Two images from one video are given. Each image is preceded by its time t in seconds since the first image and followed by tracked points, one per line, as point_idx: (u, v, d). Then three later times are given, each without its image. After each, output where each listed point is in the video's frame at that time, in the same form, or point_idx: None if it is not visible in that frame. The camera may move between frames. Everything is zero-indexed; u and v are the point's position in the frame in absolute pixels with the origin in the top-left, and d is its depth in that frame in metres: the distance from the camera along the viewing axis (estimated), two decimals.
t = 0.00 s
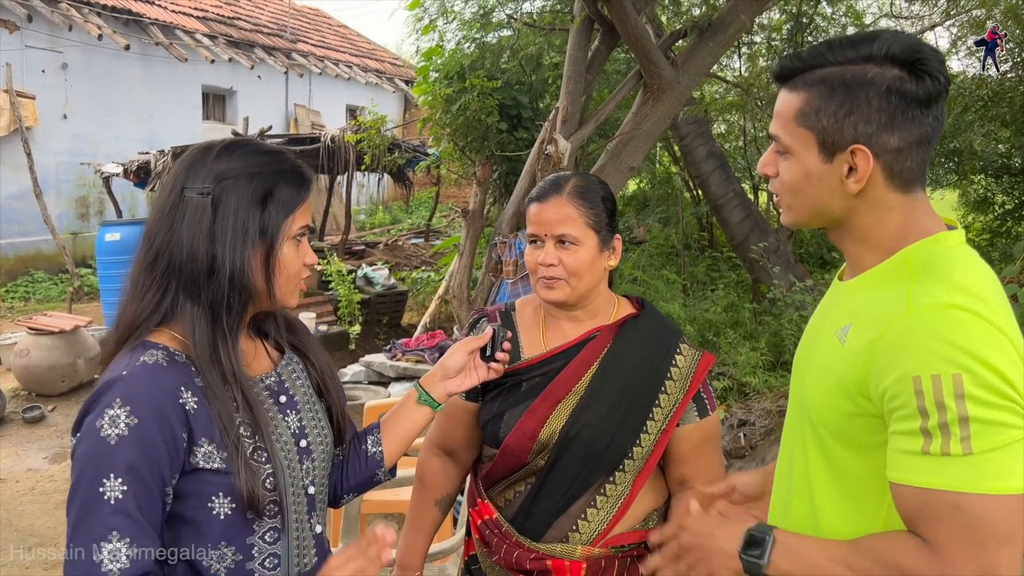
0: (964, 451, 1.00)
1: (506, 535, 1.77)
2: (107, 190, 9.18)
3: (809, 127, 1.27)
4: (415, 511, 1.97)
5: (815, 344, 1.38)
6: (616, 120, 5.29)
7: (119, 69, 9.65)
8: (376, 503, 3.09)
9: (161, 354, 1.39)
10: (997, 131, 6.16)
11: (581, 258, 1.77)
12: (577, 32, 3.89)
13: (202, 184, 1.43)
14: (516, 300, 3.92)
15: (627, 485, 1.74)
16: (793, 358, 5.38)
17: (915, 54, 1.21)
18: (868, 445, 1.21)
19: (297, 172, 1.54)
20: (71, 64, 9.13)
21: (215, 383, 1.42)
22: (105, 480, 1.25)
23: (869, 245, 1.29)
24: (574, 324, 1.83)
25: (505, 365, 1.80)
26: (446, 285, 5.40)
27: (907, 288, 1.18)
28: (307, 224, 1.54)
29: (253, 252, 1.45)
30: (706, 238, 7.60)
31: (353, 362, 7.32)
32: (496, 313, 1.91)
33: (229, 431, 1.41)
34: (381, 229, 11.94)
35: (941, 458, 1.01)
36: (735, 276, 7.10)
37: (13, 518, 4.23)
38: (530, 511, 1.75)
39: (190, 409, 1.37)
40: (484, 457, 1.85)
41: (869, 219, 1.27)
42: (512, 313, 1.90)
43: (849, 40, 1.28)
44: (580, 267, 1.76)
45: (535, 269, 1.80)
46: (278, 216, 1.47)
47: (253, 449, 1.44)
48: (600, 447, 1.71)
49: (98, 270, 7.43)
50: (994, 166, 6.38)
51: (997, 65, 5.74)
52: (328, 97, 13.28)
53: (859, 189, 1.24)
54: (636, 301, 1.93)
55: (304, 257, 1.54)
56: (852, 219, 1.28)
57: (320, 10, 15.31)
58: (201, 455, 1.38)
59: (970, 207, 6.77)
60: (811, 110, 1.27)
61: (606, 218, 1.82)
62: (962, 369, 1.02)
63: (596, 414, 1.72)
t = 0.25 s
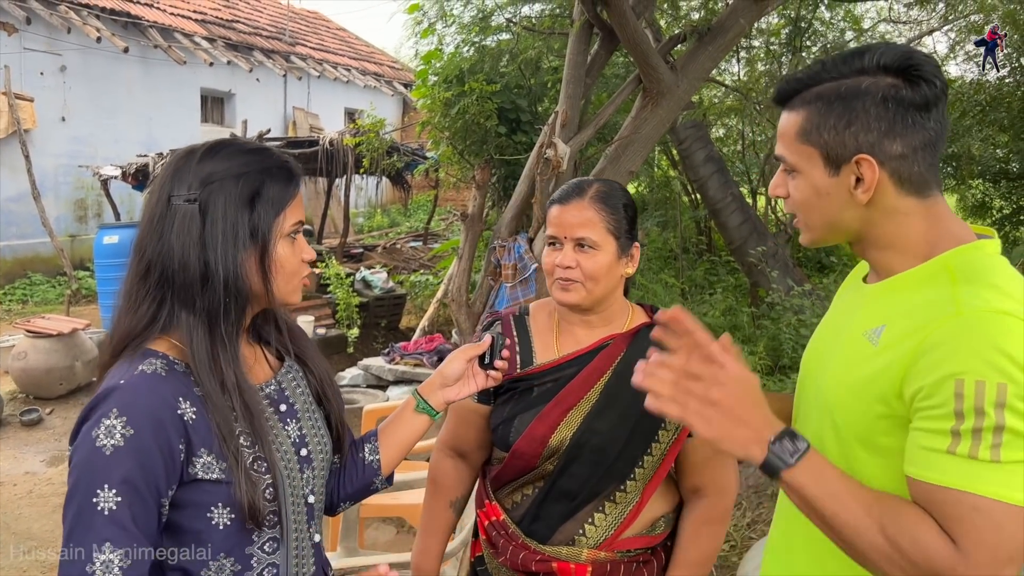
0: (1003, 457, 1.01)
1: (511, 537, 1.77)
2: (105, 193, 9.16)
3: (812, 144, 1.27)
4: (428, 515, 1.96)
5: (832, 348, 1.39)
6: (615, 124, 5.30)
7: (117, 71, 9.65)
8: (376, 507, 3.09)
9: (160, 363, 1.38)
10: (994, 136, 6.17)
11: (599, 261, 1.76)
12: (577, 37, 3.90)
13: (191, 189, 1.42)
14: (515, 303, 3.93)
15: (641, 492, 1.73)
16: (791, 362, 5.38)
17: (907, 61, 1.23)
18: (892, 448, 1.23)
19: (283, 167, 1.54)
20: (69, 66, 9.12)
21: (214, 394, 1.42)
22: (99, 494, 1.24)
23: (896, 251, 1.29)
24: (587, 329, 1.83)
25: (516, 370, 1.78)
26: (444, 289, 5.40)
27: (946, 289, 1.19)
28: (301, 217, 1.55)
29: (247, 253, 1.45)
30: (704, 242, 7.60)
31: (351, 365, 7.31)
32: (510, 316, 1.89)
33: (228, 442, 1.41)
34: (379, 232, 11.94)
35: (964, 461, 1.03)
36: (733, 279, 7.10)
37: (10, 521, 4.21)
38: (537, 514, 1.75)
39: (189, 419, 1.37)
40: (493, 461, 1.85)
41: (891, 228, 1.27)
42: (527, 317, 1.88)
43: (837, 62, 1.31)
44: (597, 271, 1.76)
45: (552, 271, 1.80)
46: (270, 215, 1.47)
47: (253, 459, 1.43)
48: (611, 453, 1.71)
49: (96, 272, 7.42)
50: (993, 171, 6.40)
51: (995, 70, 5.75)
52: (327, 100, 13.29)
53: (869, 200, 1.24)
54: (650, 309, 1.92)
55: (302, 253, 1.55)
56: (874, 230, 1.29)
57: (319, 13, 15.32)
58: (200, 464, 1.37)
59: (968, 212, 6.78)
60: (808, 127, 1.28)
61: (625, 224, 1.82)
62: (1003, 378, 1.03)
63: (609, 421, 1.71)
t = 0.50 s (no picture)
0: (1019, 466, 1.02)
1: (514, 540, 1.76)
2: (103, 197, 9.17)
3: (842, 121, 1.27)
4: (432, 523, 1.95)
5: (829, 352, 1.39)
6: (613, 128, 5.30)
7: (117, 75, 9.66)
8: (375, 510, 3.09)
9: (159, 370, 1.38)
10: (992, 140, 6.18)
11: (607, 263, 1.76)
12: (575, 41, 3.91)
13: (179, 194, 1.42)
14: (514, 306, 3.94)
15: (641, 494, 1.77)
16: (790, 366, 5.38)
17: (947, 54, 1.24)
18: (900, 453, 1.22)
19: (265, 161, 1.54)
20: (69, 70, 9.12)
21: (213, 400, 1.42)
22: (93, 501, 1.24)
23: (896, 250, 1.29)
24: (586, 331, 1.83)
25: (516, 373, 1.77)
26: (443, 292, 5.41)
27: (944, 299, 1.19)
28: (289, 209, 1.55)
29: (242, 252, 1.46)
30: (702, 245, 7.61)
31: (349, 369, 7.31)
32: (510, 320, 1.87)
33: (228, 449, 1.41)
34: (378, 235, 11.95)
35: (1002, 476, 1.02)
36: (732, 283, 7.10)
37: (8, 524, 4.21)
38: (540, 517, 1.75)
39: (189, 426, 1.37)
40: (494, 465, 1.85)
41: (896, 220, 1.26)
42: (527, 321, 1.86)
43: (882, 46, 1.31)
44: (605, 272, 1.76)
45: (558, 271, 1.79)
46: (259, 211, 1.48)
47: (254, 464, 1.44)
48: (614, 456, 1.73)
49: (95, 275, 7.42)
50: (991, 175, 6.40)
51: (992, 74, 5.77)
52: (326, 104, 13.31)
53: (884, 183, 1.24)
54: (648, 313, 1.93)
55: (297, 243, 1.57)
56: (876, 220, 1.28)
57: (318, 17, 15.34)
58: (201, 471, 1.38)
59: (966, 216, 6.78)
60: (839, 104, 1.28)
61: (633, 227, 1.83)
62: None
63: (613, 423, 1.73)
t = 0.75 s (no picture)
0: (1018, 460, 1.02)
1: (512, 551, 1.74)
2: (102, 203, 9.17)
3: (832, 175, 1.27)
4: (421, 533, 1.94)
5: (841, 353, 1.41)
6: (611, 134, 5.32)
7: (116, 81, 9.68)
8: (371, 516, 3.09)
9: (154, 379, 1.38)
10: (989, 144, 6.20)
11: (625, 263, 1.82)
12: (572, 47, 3.92)
13: (145, 199, 1.42)
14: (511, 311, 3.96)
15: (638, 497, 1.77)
16: (787, 370, 5.37)
17: (892, 73, 1.31)
18: (907, 453, 1.24)
19: (235, 161, 1.55)
20: (67, 76, 9.14)
21: (209, 406, 1.43)
22: (103, 515, 1.24)
23: (916, 263, 1.30)
24: (578, 333, 1.85)
25: (508, 380, 1.79)
26: (441, 297, 5.42)
27: (966, 302, 1.20)
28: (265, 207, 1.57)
29: (217, 254, 1.47)
30: (701, 251, 7.62)
31: (348, 375, 7.30)
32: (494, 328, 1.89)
33: (224, 457, 1.41)
34: (376, 241, 11.96)
35: (1002, 468, 1.02)
36: (729, 288, 7.11)
37: (4, 531, 4.20)
38: (539, 525, 1.75)
39: (186, 434, 1.37)
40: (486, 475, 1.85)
41: (915, 237, 1.28)
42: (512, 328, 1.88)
43: (823, 83, 1.35)
44: (624, 271, 1.81)
45: (581, 267, 1.79)
46: (232, 210, 1.48)
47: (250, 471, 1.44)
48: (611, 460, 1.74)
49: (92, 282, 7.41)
50: (987, 180, 6.42)
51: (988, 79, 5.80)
52: (325, 110, 13.34)
53: (902, 210, 1.24)
54: (630, 315, 1.97)
55: (279, 238, 1.59)
56: (901, 242, 1.29)
57: (316, 23, 15.37)
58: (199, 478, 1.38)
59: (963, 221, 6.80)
60: (820, 160, 1.29)
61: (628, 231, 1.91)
62: None
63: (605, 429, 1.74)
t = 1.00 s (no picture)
0: (1010, 428, 1.06)
1: (510, 555, 1.73)
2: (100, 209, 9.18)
3: (801, 189, 1.32)
4: (409, 540, 1.91)
5: (841, 344, 1.46)
6: (608, 139, 5.33)
7: (114, 87, 9.70)
8: (368, 519, 3.10)
9: (140, 388, 1.39)
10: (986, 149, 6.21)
11: (617, 261, 1.85)
12: (568, 52, 3.94)
13: (127, 205, 1.43)
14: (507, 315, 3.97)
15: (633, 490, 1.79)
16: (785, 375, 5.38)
17: (845, 86, 1.39)
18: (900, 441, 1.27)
19: (225, 163, 1.55)
20: (66, 83, 9.15)
21: (194, 418, 1.43)
22: (96, 527, 1.25)
23: (892, 264, 1.36)
24: (569, 334, 1.86)
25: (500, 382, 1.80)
26: (439, 302, 5.42)
27: (949, 292, 1.25)
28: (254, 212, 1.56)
29: (194, 263, 1.47)
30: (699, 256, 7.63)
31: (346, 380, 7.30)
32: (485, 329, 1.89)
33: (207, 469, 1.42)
34: (375, 247, 11.97)
35: (992, 435, 1.07)
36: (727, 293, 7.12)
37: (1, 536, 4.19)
38: (537, 526, 1.74)
39: (171, 444, 1.38)
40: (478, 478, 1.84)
41: (888, 238, 1.33)
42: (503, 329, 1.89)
43: (785, 98, 1.42)
44: (616, 270, 1.84)
45: (575, 267, 1.80)
46: (214, 216, 1.48)
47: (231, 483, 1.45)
48: (607, 458, 1.75)
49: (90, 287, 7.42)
50: (984, 184, 6.44)
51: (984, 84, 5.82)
52: (323, 116, 13.36)
53: (873, 213, 1.29)
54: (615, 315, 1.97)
55: (265, 246, 1.57)
56: (873, 245, 1.34)
57: (315, 29, 15.40)
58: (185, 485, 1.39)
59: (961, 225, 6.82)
60: (787, 177, 1.34)
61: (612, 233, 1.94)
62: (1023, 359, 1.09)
63: (596, 431, 1.74)
